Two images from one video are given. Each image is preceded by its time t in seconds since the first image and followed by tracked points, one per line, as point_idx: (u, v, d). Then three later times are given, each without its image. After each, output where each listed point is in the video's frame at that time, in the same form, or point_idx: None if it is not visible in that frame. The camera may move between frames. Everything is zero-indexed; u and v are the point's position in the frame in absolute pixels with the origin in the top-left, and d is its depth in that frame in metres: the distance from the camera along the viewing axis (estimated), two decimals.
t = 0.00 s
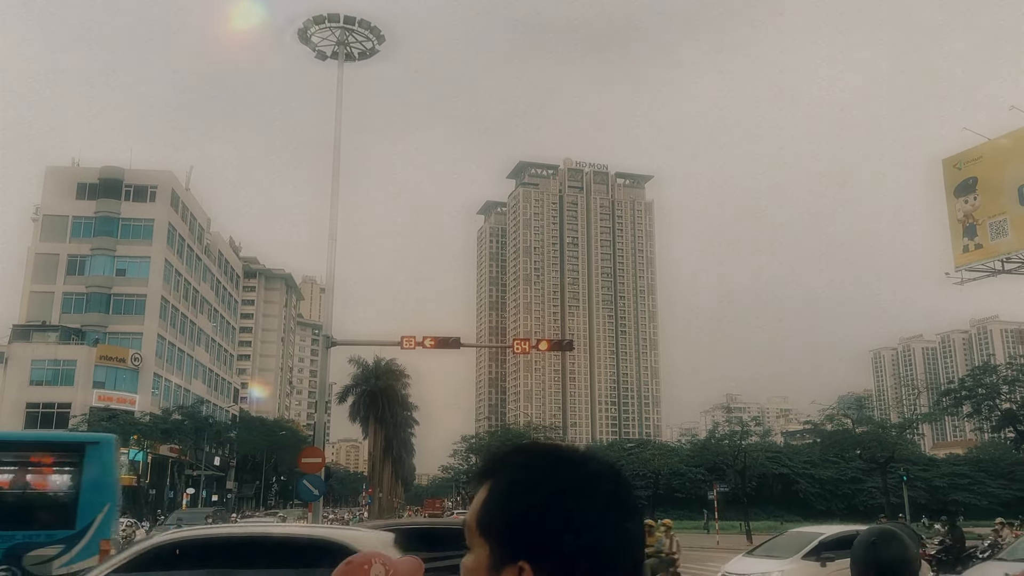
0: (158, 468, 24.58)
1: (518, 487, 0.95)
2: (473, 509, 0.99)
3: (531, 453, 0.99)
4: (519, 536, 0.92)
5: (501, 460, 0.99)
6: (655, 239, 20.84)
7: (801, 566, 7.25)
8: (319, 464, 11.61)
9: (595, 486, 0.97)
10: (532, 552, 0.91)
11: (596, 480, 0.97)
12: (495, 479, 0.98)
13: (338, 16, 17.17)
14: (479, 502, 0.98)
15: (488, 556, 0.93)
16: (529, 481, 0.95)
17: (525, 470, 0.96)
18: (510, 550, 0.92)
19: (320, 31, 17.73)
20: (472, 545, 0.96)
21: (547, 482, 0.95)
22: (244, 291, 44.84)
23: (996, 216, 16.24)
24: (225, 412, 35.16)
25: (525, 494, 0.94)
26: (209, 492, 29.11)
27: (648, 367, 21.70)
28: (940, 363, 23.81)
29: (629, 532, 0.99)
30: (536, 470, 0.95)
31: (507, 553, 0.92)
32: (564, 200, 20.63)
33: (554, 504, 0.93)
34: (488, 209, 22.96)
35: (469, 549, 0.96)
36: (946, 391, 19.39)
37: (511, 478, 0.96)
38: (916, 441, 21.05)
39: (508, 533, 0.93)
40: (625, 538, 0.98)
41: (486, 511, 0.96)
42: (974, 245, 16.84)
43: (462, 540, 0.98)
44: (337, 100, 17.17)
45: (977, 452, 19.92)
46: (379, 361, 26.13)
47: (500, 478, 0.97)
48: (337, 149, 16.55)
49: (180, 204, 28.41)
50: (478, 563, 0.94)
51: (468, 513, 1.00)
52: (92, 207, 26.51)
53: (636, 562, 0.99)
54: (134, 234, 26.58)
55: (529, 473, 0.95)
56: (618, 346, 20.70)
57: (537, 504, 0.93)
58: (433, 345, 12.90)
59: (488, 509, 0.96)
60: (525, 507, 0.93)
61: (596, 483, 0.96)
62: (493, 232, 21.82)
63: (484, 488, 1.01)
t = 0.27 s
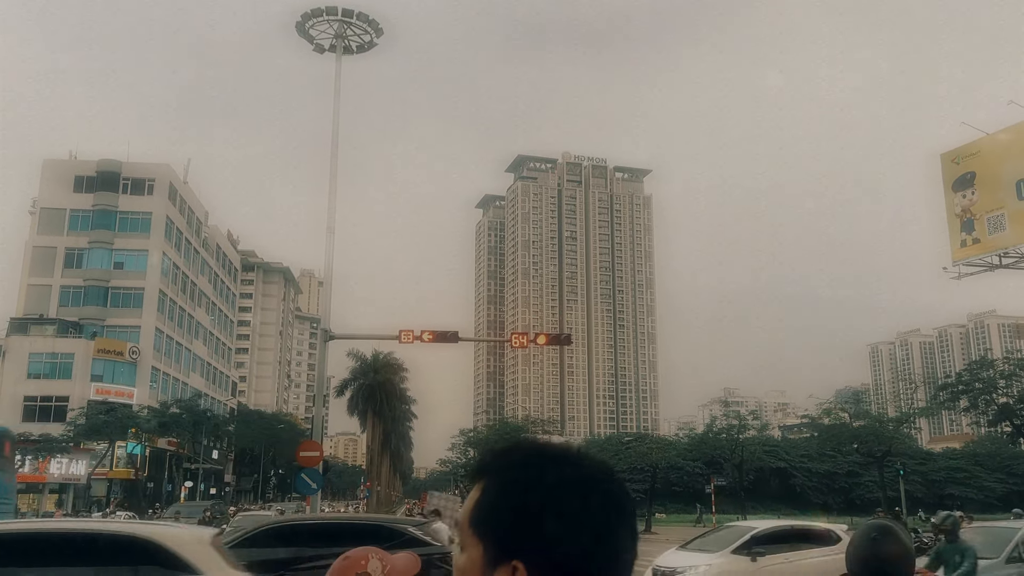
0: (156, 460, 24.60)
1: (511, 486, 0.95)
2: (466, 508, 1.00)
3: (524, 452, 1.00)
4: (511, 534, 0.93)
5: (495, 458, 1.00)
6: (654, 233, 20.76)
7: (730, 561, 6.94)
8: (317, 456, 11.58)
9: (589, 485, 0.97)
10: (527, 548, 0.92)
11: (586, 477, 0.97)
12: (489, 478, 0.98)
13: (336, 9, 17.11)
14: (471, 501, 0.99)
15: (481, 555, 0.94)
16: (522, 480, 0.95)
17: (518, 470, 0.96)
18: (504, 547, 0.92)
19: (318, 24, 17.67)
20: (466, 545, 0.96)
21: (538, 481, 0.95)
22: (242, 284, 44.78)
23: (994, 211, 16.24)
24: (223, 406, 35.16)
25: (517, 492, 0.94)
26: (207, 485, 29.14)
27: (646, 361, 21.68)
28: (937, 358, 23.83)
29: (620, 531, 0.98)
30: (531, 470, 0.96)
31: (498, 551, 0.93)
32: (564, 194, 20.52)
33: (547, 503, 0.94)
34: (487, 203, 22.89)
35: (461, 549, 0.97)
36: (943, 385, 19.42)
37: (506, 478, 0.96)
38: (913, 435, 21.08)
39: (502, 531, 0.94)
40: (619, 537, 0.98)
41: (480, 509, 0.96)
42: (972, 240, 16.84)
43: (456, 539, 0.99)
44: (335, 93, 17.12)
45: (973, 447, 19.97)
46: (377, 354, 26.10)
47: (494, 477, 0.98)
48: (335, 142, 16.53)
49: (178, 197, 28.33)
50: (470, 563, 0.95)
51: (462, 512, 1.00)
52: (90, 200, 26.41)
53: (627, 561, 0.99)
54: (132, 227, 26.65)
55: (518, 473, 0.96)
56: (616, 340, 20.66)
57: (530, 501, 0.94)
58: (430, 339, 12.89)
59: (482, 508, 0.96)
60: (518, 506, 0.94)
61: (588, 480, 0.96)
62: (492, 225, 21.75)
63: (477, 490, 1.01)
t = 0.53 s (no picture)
0: (152, 455, 24.56)
1: (504, 487, 0.96)
2: (458, 511, 1.01)
3: (515, 454, 1.01)
4: (504, 534, 0.94)
5: (487, 459, 1.01)
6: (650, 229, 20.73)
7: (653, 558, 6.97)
8: (313, 451, 11.57)
9: (581, 487, 0.98)
10: (519, 549, 0.93)
11: (577, 478, 0.98)
12: (481, 481, 0.99)
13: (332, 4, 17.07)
14: (463, 504, 1.00)
15: (475, 556, 0.95)
16: (513, 483, 0.96)
17: (508, 474, 0.97)
18: (497, 547, 0.93)
19: (314, 19, 17.64)
20: (459, 547, 0.97)
21: (530, 485, 0.96)
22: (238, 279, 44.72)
23: (989, 208, 16.29)
24: (219, 401, 35.13)
25: (511, 493, 0.95)
26: (202, 481, 29.12)
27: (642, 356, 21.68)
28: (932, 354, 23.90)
29: (612, 532, 0.99)
30: (523, 471, 0.97)
31: (492, 551, 0.94)
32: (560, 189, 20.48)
33: (540, 506, 0.95)
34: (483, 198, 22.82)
35: (454, 552, 0.98)
36: (938, 381, 19.48)
37: (498, 481, 0.97)
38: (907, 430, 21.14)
39: (496, 532, 0.95)
40: (612, 539, 0.99)
41: (473, 512, 0.97)
42: (967, 236, 16.87)
43: (448, 541, 1.00)
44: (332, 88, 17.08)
45: (968, 442, 20.04)
46: (373, 350, 26.05)
47: (486, 480, 0.99)
48: (331, 138, 16.49)
49: (174, 192, 28.24)
50: (463, 563, 0.96)
51: (455, 515, 1.01)
52: (85, 194, 26.27)
53: (618, 562, 0.99)
54: (128, 222, 26.45)
55: (511, 474, 0.97)
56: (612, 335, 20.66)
57: (522, 503, 0.95)
58: (427, 335, 12.90)
59: (476, 509, 0.97)
60: (511, 508, 0.95)
61: (578, 481, 0.97)
62: (488, 221, 21.71)
63: (468, 492, 1.02)
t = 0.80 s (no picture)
0: (149, 451, 24.52)
1: (500, 486, 0.97)
2: (456, 511, 1.01)
3: (511, 453, 1.01)
4: (503, 532, 0.94)
5: (484, 458, 1.01)
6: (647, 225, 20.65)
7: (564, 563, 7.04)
8: (310, 447, 11.54)
9: (576, 483, 0.98)
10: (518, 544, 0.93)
11: (572, 475, 0.98)
12: (478, 479, 0.99)
13: None
14: (460, 503, 1.01)
15: (472, 552, 0.95)
16: (511, 481, 0.97)
17: (505, 471, 0.97)
18: (494, 542, 0.94)
19: (311, 13, 17.61)
20: (456, 546, 0.97)
21: (527, 484, 0.96)
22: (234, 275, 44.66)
23: (986, 205, 16.32)
24: (216, 396, 35.11)
25: (511, 492, 0.95)
26: (198, 476, 29.11)
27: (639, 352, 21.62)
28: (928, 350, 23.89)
29: (608, 529, 1.00)
30: (520, 469, 0.97)
31: (492, 546, 0.93)
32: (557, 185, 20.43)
33: (537, 504, 0.95)
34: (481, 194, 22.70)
35: (451, 550, 0.98)
36: (934, 378, 19.53)
37: (498, 477, 0.97)
38: (904, 427, 21.17)
39: (495, 530, 0.95)
40: (608, 537, 1.00)
41: (471, 511, 0.97)
42: (963, 233, 16.89)
43: (445, 539, 1.00)
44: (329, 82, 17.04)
45: (964, 439, 20.07)
46: (370, 345, 25.97)
47: (482, 479, 0.99)
48: (328, 133, 16.43)
49: (171, 186, 28.12)
50: (461, 562, 0.96)
51: (452, 516, 1.01)
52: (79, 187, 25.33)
53: (614, 560, 0.99)
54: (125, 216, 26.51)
55: (508, 471, 0.97)
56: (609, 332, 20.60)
57: (519, 501, 0.95)
58: (424, 330, 12.89)
59: (473, 507, 0.97)
60: (511, 507, 0.95)
61: (573, 479, 0.98)
62: (485, 217, 21.65)
63: (464, 492, 1.03)
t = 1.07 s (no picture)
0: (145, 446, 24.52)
1: (499, 483, 0.99)
2: (453, 509, 1.03)
3: (507, 450, 1.04)
4: (503, 527, 0.96)
5: (480, 456, 1.03)
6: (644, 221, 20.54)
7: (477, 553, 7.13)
8: (307, 443, 11.52)
9: (571, 477, 1.01)
10: (517, 541, 0.96)
11: (569, 474, 1.00)
12: (477, 478, 1.01)
13: None
14: (458, 502, 1.03)
15: (471, 550, 0.97)
16: (510, 479, 0.99)
17: (504, 470, 0.99)
18: (494, 539, 0.96)
19: (309, 8, 17.61)
20: (454, 543, 0.99)
21: (524, 480, 0.99)
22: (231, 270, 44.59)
23: (982, 203, 16.37)
24: (212, 392, 35.09)
25: (508, 489, 0.98)
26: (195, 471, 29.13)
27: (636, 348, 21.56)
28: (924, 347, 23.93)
29: (606, 523, 1.02)
30: (517, 465, 1.00)
31: (492, 543, 0.96)
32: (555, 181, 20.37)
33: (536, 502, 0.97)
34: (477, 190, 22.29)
35: (449, 548, 1.00)
36: (929, 375, 19.62)
37: (493, 472, 1.00)
38: (900, 424, 21.23)
39: (495, 527, 0.97)
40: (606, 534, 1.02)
41: (470, 507, 1.00)
42: (959, 231, 16.93)
43: (443, 536, 1.03)
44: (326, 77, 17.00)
45: (959, 436, 20.14)
46: (367, 341, 25.95)
47: (480, 476, 1.01)
48: (325, 130, 16.41)
49: (168, 182, 27.69)
50: (461, 559, 0.98)
51: (449, 514, 1.03)
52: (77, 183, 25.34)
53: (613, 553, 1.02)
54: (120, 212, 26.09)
55: (506, 470, 0.99)
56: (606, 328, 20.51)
57: (518, 498, 0.97)
58: (421, 326, 12.89)
59: (473, 505, 1.00)
60: (510, 503, 0.97)
61: (570, 477, 1.00)
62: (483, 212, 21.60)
63: (462, 490, 1.05)
